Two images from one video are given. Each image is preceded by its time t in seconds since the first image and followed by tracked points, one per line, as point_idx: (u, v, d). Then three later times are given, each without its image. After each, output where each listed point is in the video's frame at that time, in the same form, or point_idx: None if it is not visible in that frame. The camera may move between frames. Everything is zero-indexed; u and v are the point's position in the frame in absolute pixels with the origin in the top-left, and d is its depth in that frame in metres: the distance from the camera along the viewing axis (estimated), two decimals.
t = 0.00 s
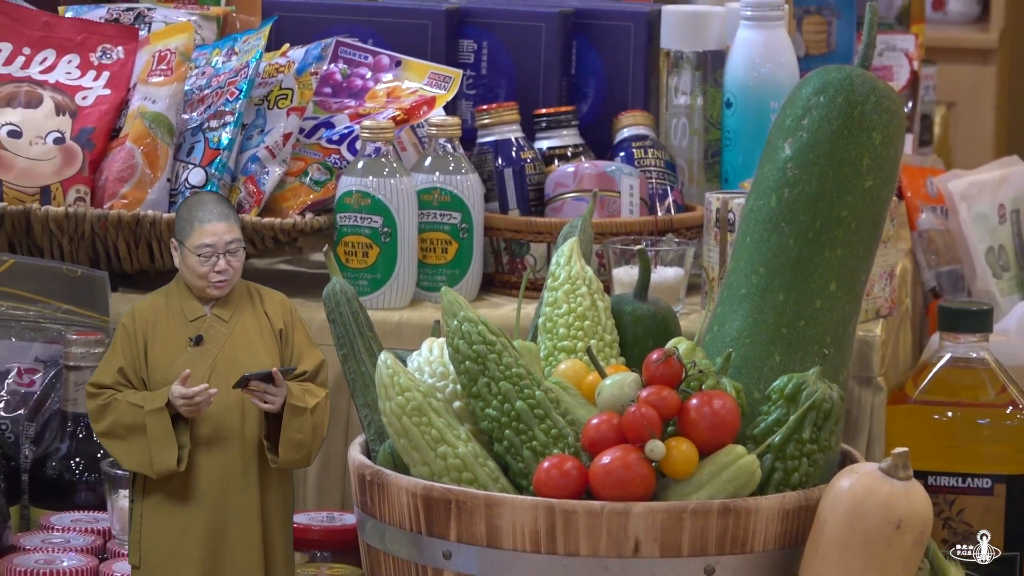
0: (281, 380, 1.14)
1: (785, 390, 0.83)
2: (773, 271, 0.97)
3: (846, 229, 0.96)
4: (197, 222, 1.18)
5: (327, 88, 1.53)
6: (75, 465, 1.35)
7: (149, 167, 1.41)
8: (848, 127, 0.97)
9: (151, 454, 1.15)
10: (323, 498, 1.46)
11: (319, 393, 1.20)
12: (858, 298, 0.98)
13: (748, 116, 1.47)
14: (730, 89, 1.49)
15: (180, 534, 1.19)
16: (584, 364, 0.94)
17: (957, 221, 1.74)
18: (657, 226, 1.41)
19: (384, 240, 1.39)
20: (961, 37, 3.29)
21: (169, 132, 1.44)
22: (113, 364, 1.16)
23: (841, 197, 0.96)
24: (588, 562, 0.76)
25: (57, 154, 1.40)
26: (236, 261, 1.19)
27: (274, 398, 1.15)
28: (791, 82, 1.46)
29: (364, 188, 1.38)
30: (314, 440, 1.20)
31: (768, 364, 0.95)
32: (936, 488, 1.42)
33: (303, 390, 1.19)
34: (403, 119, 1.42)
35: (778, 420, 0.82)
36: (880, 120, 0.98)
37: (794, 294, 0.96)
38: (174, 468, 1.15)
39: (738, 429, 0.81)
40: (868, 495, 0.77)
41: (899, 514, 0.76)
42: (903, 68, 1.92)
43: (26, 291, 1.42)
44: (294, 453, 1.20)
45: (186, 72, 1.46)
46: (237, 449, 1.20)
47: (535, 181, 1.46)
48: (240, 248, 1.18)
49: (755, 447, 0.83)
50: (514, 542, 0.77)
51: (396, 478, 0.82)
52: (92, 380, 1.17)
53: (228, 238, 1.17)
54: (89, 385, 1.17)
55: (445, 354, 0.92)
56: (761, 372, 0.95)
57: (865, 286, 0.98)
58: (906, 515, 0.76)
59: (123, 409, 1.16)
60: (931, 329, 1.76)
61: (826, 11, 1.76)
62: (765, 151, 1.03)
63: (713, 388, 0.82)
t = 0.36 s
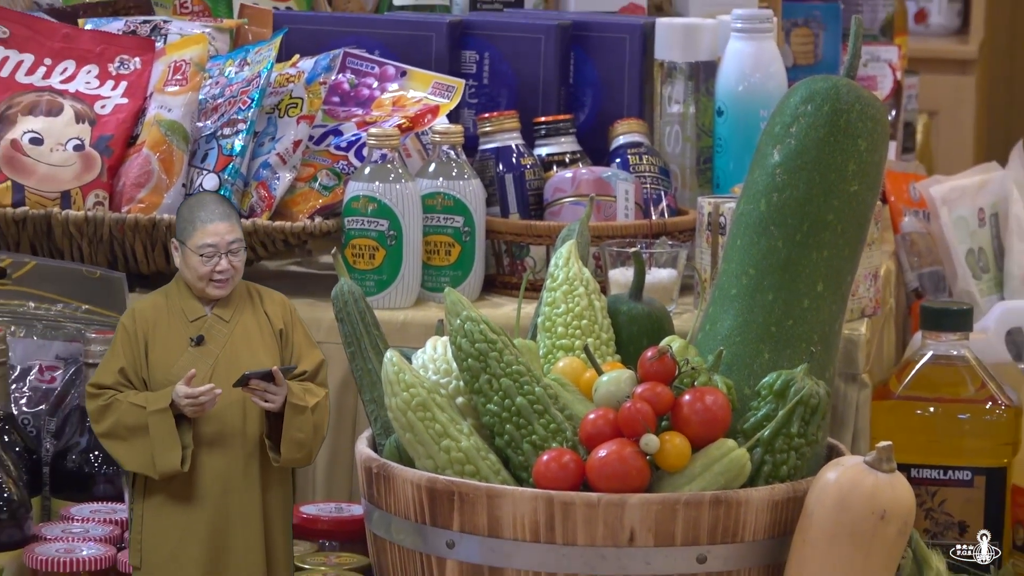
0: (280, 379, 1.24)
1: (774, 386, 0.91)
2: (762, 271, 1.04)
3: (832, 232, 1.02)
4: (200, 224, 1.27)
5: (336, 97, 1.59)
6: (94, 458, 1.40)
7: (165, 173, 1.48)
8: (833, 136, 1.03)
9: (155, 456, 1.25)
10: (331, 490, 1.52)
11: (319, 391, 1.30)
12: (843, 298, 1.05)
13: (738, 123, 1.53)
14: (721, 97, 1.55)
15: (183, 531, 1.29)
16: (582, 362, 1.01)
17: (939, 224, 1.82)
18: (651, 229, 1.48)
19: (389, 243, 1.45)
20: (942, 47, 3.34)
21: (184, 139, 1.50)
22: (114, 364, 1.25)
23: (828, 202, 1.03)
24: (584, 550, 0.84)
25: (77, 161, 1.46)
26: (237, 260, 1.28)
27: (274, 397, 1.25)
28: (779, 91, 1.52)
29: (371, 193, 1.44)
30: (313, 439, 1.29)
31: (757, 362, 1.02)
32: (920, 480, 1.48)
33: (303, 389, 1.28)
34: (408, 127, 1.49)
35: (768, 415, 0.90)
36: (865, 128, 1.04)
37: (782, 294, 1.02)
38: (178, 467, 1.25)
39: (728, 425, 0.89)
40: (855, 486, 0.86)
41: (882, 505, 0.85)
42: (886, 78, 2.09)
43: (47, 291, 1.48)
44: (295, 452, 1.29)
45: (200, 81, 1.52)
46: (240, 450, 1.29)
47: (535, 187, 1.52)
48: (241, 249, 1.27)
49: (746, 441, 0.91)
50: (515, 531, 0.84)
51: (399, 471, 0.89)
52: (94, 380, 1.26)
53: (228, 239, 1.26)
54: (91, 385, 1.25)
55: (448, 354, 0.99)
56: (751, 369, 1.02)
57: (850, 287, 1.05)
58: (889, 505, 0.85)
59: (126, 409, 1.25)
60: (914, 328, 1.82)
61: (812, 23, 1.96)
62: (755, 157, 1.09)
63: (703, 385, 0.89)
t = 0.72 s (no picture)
0: (275, 381, 1.28)
1: (765, 384, 0.99)
2: (753, 275, 1.11)
3: (819, 236, 1.10)
4: (200, 225, 1.32)
5: (346, 109, 1.66)
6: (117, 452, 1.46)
7: (184, 181, 1.55)
8: (820, 144, 1.11)
9: (156, 455, 1.28)
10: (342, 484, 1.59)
11: (315, 394, 1.35)
12: (830, 301, 1.12)
13: (730, 134, 1.61)
14: (713, 109, 1.63)
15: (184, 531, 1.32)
16: (581, 361, 1.09)
17: (921, 230, 1.90)
18: (647, 234, 1.54)
19: (398, 247, 1.53)
20: (923, 60, 3.38)
21: (202, 148, 1.58)
22: (116, 364, 1.29)
23: (816, 208, 1.10)
24: (585, 541, 0.91)
25: (100, 169, 1.53)
26: (236, 261, 1.32)
27: (269, 399, 1.29)
28: (770, 103, 1.60)
29: (380, 200, 1.52)
30: (309, 441, 1.34)
31: (748, 361, 1.09)
32: (903, 474, 1.55)
33: (299, 391, 1.32)
34: (415, 137, 1.57)
35: (758, 412, 0.98)
36: (851, 138, 1.12)
37: (772, 297, 1.10)
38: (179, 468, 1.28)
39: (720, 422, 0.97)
40: (841, 482, 0.94)
41: (869, 498, 0.94)
42: (871, 90, 2.19)
43: (71, 293, 1.54)
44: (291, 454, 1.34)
45: (217, 93, 1.60)
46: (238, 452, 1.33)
47: (536, 194, 1.59)
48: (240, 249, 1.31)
49: (738, 436, 0.98)
50: (518, 524, 0.92)
51: (405, 464, 0.98)
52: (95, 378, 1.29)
53: (228, 239, 1.31)
54: (93, 385, 1.29)
55: (454, 355, 1.07)
56: (743, 368, 1.08)
57: (837, 290, 1.12)
58: (876, 498, 0.94)
59: (127, 409, 1.29)
60: (897, 329, 1.90)
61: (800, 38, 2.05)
62: (747, 166, 1.17)
63: (696, 383, 0.98)
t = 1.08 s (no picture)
0: (274, 382, 1.32)
1: (760, 381, 1.05)
2: (748, 278, 1.18)
3: (811, 240, 1.17)
4: (202, 226, 1.36)
5: (359, 117, 1.74)
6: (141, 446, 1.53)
7: (203, 186, 1.62)
8: (813, 151, 1.18)
9: (157, 456, 1.32)
10: (354, 478, 1.66)
11: (315, 395, 1.39)
12: (822, 301, 1.19)
13: (726, 141, 1.68)
14: (710, 118, 1.70)
15: (184, 532, 1.36)
16: (583, 359, 1.16)
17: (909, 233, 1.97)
18: (646, 238, 1.61)
19: (408, 250, 1.59)
20: (909, 72, 3.40)
21: (220, 156, 1.65)
22: (116, 364, 1.34)
23: (809, 213, 1.18)
24: (587, 531, 0.99)
25: (122, 175, 1.61)
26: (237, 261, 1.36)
27: (268, 400, 1.33)
28: (764, 112, 1.67)
29: (391, 205, 1.59)
30: (308, 442, 1.38)
31: (743, 360, 1.16)
32: (892, 468, 1.62)
33: (298, 392, 1.37)
34: (424, 145, 1.64)
35: (753, 408, 1.05)
36: (842, 145, 1.20)
37: (765, 298, 1.17)
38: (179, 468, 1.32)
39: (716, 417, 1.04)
40: (832, 472, 1.02)
41: (858, 490, 1.02)
42: (861, 100, 2.25)
43: (95, 293, 1.60)
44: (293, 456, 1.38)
45: (235, 103, 1.67)
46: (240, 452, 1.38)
47: (540, 200, 1.66)
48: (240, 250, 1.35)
49: (733, 430, 1.06)
50: (524, 514, 1.00)
51: (416, 459, 1.06)
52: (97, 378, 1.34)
53: (227, 240, 1.35)
54: (94, 385, 1.34)
55: (462, 354, 1.15)
56: (738, 366, 1.16)
57: (827, 291, 1.20)
58: (865, 490, 1.02)
59: (127, 408, 1.33)
60: (886, 328, 1.97)
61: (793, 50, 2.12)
62: (742, 173, 1.24)
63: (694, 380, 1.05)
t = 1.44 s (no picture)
0: (273, 383, 1.37)
1: (757, 379, 1.13)
2: (747, 280, 1.26)
3: (807, 244, 1.25)
4: (203, 227, 1.41)
5: (374, 127, 1.81)
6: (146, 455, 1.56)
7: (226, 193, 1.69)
8: (808, 158, 1.27)
9: (158, 457, 1.38)
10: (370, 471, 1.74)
11: (315, 395, 1.45)
12: (816, 302, 1.27)
13: (725, 150, 1.75)
14: (709, 127, 1.77)
15: (185, 531, 1.42)
16: (588, 357, 1.24)
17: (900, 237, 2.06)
18: (649, 241, 1.69)
19: (421, 253, 1.67)
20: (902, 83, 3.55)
21: (242, 163, 1.71)
22: (116, 363, 1.39)
23: (804, 218, 1.26)
24: (592, 523, 1.07)
25: (148, 182, 1.68)
26: (237, 262, 1.42)
27: (269, 401, 1.38)
28: (761, 122, 1.74)
29: (405, 211, 1.66)
30: (309, 442, 1.44)
31: (741, 358, 1.23)
32: (883, 461, 1.70)
33: (300, 393, 1.42)
34: (437, 153, 1.73)
35: (751, 404, 1.13)
36: (835, 153, 1.28)
37: (762, 299, 1.24)
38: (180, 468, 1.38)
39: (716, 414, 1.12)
40: (826, 468, 1.10)
41: (852, 483, 1.10)
42: (854, 110, 2.33)
43: (122, 295, 1.67)
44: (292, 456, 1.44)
45: (255, 112, 1.74)
46: (239, 452, 1.44)
47: (548, 205, 1.74)
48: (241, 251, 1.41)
49: (732, 425, 1.13)
50: (532, 505, 1.08)
51: (430, 453, 1.14)
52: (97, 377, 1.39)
53: (228, 240, 1.40)
54: (94, 384, 1.39)
55: (474, 353, 1.23)
56: (737, 363, 1.23)
57: (822, 293, 1.27)
58: (857, 484, 1.10)
59: (126, 407, 1.38)
60: (878, 328, 2.05)
61: (789, 63, 2.20)
62: (740, 180, 1.32)
63: (693, 377, 1.13)
